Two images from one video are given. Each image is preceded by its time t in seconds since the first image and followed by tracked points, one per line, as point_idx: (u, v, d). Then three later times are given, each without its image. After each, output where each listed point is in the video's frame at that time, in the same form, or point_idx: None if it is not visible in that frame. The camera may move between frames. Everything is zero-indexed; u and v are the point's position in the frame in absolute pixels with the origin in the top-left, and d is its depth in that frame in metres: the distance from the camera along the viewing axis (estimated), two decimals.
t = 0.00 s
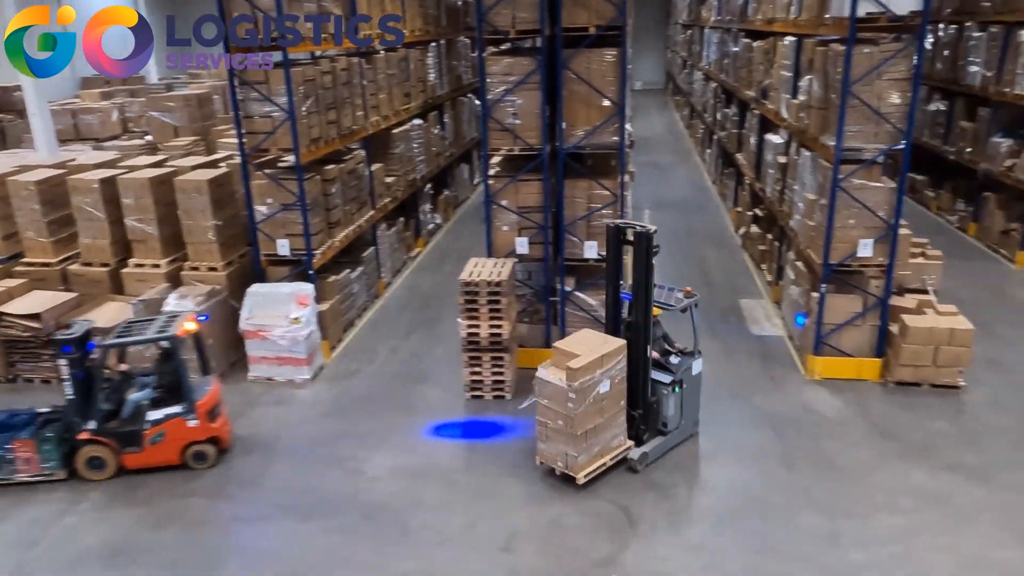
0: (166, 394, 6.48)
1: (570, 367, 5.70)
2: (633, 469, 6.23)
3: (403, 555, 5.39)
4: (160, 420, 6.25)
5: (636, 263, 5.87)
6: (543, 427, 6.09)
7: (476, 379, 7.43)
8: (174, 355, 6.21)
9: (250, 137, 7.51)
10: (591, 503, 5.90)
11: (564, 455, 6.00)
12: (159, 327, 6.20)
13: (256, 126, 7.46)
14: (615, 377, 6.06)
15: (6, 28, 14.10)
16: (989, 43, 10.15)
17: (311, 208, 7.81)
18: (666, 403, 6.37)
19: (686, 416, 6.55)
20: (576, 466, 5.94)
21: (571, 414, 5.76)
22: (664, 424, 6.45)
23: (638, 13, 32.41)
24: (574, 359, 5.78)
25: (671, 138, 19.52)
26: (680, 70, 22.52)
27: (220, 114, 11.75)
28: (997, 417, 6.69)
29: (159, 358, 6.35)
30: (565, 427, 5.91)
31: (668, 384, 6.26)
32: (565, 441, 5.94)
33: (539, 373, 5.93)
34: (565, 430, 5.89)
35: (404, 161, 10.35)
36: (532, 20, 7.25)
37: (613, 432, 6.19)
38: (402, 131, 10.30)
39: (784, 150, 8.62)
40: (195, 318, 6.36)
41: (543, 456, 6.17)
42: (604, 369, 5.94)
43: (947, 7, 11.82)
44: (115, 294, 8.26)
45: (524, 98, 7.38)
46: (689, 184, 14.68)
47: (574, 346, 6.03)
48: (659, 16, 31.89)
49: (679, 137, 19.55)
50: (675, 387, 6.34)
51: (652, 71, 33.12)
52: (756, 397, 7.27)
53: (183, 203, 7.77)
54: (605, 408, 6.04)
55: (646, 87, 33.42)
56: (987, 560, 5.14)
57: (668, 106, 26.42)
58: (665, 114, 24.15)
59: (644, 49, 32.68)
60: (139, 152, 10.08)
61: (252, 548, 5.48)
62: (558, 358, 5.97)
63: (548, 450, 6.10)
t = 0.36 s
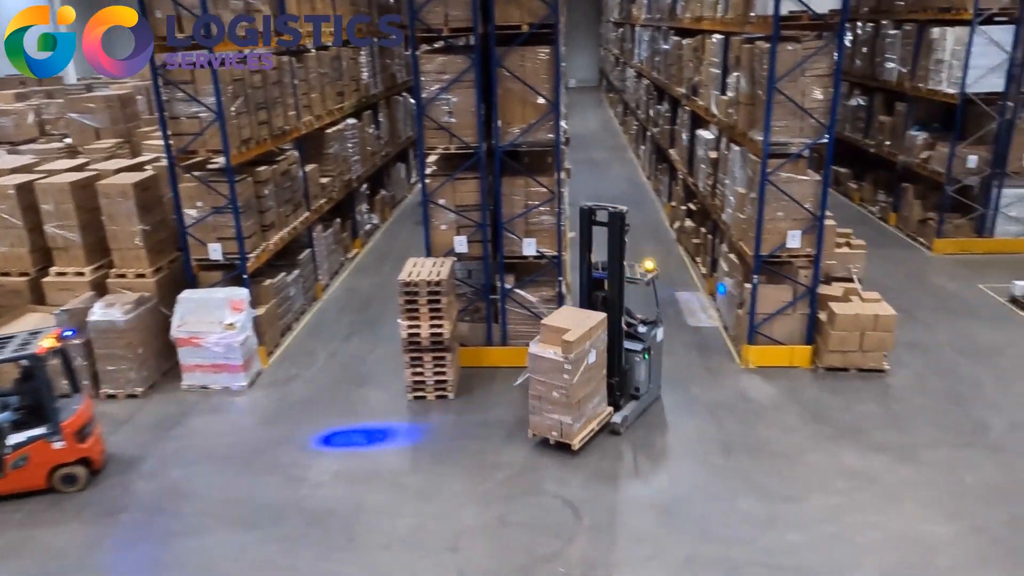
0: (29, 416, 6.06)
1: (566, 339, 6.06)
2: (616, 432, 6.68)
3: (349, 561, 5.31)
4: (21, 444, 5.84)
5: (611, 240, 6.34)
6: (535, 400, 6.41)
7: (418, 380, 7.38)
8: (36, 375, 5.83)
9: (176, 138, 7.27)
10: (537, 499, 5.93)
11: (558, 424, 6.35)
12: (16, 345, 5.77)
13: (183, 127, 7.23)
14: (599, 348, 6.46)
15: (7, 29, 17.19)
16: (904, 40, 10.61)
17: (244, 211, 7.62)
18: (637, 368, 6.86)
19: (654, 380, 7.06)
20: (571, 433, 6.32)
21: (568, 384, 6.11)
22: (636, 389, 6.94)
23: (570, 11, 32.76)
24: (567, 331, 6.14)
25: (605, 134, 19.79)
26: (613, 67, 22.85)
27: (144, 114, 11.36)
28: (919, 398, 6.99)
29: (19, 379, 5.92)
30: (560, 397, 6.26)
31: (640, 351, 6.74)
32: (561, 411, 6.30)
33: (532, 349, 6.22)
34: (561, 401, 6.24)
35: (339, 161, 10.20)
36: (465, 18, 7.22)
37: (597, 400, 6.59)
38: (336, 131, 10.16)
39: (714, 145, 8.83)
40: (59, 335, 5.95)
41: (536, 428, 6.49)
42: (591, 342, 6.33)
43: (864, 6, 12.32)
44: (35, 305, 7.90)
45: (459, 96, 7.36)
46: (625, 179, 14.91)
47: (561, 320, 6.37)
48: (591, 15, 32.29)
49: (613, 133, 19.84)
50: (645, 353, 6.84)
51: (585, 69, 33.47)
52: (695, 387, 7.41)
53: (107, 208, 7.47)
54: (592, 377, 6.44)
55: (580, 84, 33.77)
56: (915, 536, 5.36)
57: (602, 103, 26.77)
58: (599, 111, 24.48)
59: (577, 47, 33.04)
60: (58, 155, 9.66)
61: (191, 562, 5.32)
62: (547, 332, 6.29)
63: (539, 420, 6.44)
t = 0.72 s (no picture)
0: None
1: (567, 314, 6.46)
2: (609, 402, 7.11)
3: (318, 565, 5.25)
4: None
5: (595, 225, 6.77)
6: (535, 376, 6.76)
7: (385, 382, 7.33)
8: None
9: (133, 140, 7.11)
10: (506, 497, 5.93)
11: (560, 397, 6.72)
12: None
13: (140, 128, 7.07)
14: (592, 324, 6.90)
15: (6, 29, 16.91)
16: (859, 39, 10.83)
17: (204, 213, 7.49)
18: (620, 342, 7.36)
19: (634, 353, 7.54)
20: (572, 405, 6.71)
21: (570, 357, 6.49)
22: (621, 362, 7.40)
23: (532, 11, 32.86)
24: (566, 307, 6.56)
25: (569, 132, 19.87)
26: (576, 66, 22.94)
27: (100, 116, 11.09)
28: (879, 389, 7.13)
29: None
30: (561, 371, 6.63)
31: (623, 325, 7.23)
32: (562, 384, 6.68)
33: (535, 328, 6.57)
34: (563, 375, 6.61)
35: (301, 162, 10.09)
36: (427, 17, 7.19)
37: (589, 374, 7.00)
38: (299, 131, 10.05)
39: (677, 143, 8.93)
40: None
41: (537, 404, 6.84)
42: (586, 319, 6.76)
43: (820, 5, 12.54)
44: None
45: (423, 96, 7.33)
46: (590, 178, 14.98)
47: (556, 299, 6.77)
48: (554, 13, 32.38)
49: (577, 132, 19.91)
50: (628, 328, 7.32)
51: (548, 68, 33.55)
52: (661, 383, 7.48)
53: (62, 211, 7.29)
54: (587, 352, 6.87)
55: (544, 83, 33.81)
56: (877, 523, 5.48)
57: (566, 102, 26.84)
58: (563, 110, 24.54)
59: (541, 46, 33.08)
60: (10, 158, 9.39)
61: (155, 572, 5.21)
62: (545, 310, 6.68)
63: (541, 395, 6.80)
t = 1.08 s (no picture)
0: None
1: (558, 287, 6.92)
2: (591, 369, 7.58)
3: (283, 568, 5.19)
4: None
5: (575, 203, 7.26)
6: (528, 348, 7.14)
7: (349, 381, 7.27)
8: None
9: (84, 139, 6.93)
10: (472, 494, 5.93)
11: (552, 365, 7.13)
12: None
13: (91, 126, 6.90)
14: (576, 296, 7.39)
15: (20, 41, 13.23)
16: (814, 35, 11.03)
17: (160, 213, 7.34)
18: (594, 313, 7.83)
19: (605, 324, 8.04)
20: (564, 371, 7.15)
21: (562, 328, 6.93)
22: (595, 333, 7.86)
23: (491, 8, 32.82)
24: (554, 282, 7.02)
25: (531, 128, 19.89)
26: (537, 62, 22.97)
27: (49, 113, 10.77)
28: (837, 379, 7.28)
29: None
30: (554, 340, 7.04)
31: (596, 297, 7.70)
32: (554, 352, 7.10)
33: (528, 304, 6.98)
34: (554, 344, 7.04)
35: (260, 159, 9.94)
36: (386, 12, 7.13)
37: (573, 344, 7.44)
38: (256, 128, 9.90)
39: (638, 138, 9.00)
40: None
41: (529, 374, 7.21)
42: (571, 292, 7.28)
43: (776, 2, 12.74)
44: None
45: (382, 92, 7.27)
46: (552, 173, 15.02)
47: (540, 276, 7.23)
48: (514, 9, 32.37)
49: (538, 128, 19.96)
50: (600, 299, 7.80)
51: (508, 65, 33.52)
52: (625, 376, 7.54)
53: (10, 212, 7.07)
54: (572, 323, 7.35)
55: (505, 79, 33.79)
56: (836, 509, 5.60)
57: (527, 98, 26.85)
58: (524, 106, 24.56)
59: (501, 42, 33.04)
60: None
61: None
62: (532, 286, 7.10)
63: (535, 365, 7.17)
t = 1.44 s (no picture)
0: None
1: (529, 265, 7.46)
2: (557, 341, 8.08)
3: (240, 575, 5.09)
4: None
5: (537, 186, 7.90)
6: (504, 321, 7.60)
7: (304, 383, 7.17)
8: None
9: (22, 139, 6.68)
10: (432, 493, 5.90)
11: (527, 336, 7.61)
12: None
13: (29, 126, 6.65)
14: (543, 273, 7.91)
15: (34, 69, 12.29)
16: (761, 33, 11.26)
17: (105, 214, 7.13)
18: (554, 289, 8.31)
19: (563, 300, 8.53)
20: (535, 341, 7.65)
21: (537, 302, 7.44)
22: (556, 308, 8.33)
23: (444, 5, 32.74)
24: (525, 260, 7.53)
25: (485, 126, 19.90)
26: (489, 59, 22.96)
27: None
28: (788, 369, 7.45)
29: None
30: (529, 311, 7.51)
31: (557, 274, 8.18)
32: (527, 325, 7.58)
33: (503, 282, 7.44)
34: (529, 317, 7.52)
35: (208, 159, 9.74)
36: (335, 9, 7.04)
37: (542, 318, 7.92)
38: (204, 127, 9.69)
39: (591, 135, 9.06)
40: None
41: (504, 347, 7.66)
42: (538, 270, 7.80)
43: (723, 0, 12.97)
44: None
45: (333, 90, 7.17)
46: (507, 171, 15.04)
47: (508, 256, 7.71)
48: (466, 6, 32.31)
49: (492, 125, 19.98)
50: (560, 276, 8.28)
51: (462, 62, 33.48)
52: (582, 371, 7.60)
53: None
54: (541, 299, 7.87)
55: (458, 77, 33.72)
56: (789, 496, 5.73)
57: (480, 95, 26.83)
58: (477, 103, 24.54)
59: (453, 39, 32.95)
60: None
61: None
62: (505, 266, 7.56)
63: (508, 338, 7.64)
